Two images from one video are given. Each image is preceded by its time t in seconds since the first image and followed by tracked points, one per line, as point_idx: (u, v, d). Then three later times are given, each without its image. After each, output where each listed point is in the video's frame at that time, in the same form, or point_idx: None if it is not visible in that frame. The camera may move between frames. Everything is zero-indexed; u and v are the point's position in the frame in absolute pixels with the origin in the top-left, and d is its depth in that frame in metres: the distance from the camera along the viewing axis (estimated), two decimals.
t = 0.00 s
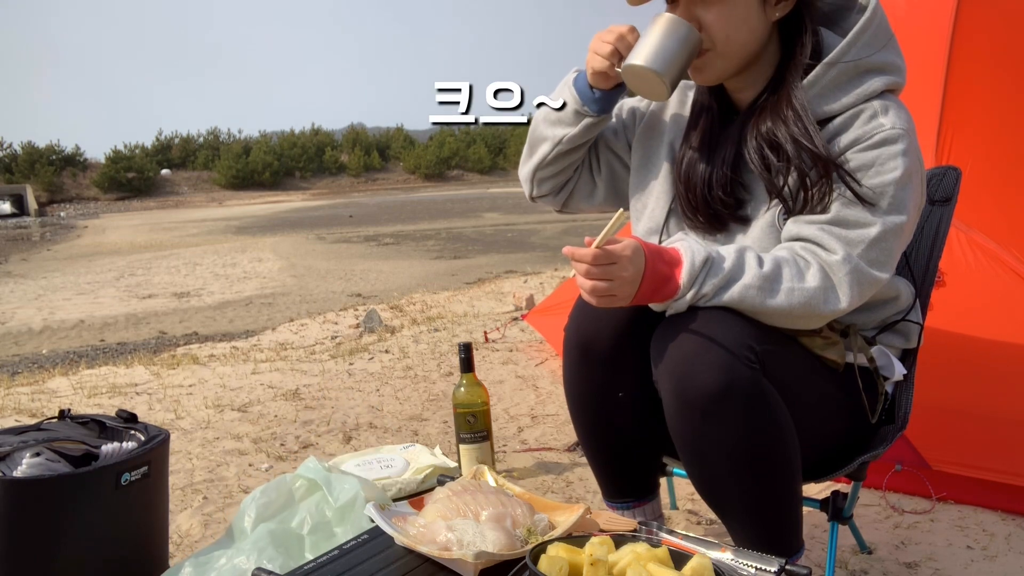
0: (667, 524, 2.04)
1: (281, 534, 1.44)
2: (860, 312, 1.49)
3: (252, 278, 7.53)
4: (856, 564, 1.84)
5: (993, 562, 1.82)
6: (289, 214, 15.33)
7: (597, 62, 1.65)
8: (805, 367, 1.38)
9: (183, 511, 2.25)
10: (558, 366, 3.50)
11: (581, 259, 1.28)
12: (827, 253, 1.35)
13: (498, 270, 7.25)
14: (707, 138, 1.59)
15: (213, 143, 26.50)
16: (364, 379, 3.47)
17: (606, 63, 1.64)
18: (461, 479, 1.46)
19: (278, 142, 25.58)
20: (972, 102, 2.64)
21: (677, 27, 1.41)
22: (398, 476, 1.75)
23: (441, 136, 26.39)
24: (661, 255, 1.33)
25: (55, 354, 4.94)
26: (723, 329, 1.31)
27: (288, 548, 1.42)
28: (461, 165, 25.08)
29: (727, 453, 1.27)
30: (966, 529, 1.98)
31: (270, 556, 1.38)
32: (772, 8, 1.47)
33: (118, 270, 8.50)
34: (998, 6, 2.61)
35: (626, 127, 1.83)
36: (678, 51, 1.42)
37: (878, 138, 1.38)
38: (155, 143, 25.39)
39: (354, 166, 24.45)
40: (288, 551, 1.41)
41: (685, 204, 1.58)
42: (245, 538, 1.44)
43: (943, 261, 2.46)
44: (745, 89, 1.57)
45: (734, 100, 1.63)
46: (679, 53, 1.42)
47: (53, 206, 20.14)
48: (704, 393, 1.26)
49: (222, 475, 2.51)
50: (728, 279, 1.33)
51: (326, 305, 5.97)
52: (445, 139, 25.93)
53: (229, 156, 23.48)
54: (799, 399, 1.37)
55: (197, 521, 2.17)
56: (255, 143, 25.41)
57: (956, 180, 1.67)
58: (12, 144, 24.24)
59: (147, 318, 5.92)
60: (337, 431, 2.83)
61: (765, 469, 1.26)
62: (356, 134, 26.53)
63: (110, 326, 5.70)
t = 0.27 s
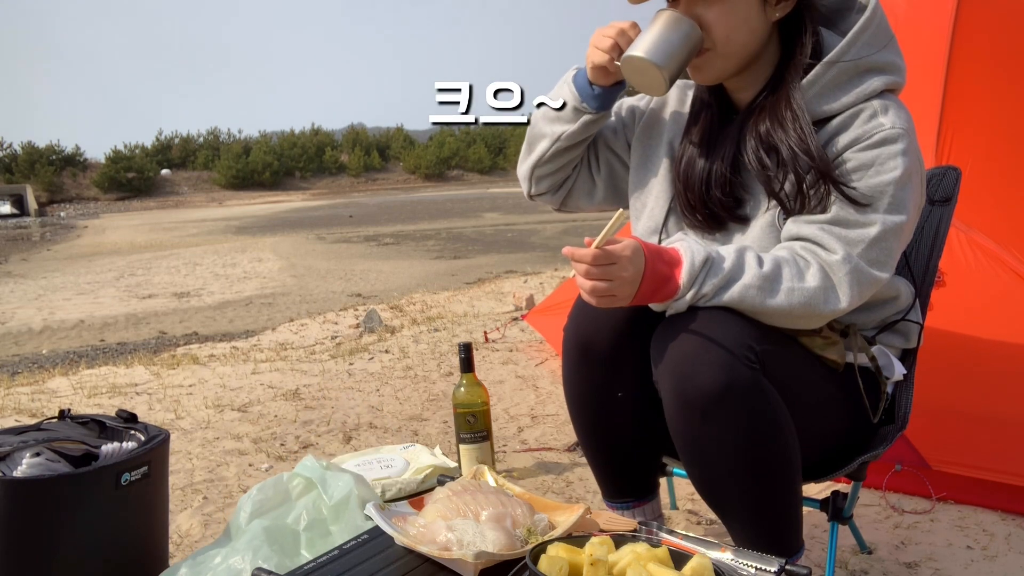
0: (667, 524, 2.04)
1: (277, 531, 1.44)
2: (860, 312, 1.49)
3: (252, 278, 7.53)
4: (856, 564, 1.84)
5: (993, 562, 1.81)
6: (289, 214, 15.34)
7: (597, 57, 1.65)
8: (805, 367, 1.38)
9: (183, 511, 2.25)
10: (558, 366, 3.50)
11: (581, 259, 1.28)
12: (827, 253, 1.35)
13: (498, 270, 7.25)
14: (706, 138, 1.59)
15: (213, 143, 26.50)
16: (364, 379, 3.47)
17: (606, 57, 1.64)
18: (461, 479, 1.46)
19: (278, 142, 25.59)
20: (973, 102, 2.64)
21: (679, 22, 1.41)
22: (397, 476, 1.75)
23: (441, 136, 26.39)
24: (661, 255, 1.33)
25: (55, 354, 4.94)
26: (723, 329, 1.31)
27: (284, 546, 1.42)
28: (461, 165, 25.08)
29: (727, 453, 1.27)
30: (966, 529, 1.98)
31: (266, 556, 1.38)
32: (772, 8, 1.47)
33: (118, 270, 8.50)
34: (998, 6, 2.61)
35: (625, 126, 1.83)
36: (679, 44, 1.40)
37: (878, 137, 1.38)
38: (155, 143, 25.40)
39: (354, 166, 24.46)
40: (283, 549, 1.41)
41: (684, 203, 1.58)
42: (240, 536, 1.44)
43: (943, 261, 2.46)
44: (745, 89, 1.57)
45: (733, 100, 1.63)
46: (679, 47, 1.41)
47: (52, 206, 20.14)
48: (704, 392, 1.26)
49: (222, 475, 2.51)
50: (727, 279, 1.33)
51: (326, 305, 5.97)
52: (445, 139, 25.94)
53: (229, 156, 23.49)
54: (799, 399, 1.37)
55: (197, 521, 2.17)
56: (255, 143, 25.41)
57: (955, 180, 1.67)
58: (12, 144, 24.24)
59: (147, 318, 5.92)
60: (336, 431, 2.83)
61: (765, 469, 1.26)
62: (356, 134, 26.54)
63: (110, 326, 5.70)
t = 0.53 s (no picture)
0: (667, 524, 2.04)
1: (277, 532, 1.44)
2: (860, 312, 1.49)
3: (252, 278, 7.53)
4: (856, 564, 1.84)
5: (993, 562, 1.82)
6: (289, 215, 15.34)
7: (597, 51, 1.65)
8: (804, 367, 1.38)
9: (183, 511, 2.25)
10: (558, 366, 3.50)
11: (581, 259, 1.28)
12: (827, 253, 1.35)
13: (497, 270, 7.25)
14: (706, 138, 1.59)
15: (214, 143, 26.50)
16: (364, 379, 3.47)
17: (606, 52, 1.63)
18: (461, 479, 1.46)
19: (278, 142, 25.60)
20: (973, 102, 2.64)
21: (681, 18, 1.41)
22: (398, 475, 1.75)
23: (441, 136, 26.40)
24: (661, 255, 1.33)
25: (55, 354, 4.94)
26: (722, 329, 1.31)
27: (285, 546, 1.42)
28: (461, 165, 25.09)
29: (728, 453, 1.27)
30: (966, 529, 1.98)
31: (267, 556, 1.38)
32: (773, 9, 1.47)
33: (118, 270, 8.50)
34: (998, 7, 2.61)
35: (624, 125, 1.83)
36: (678, 42, 1.40)
37: (878, 137, 1.38)
38: (155, 143, 25.40)
39: (354, 166, 24.47)
40: (284, 550, 1.41)
41: (684, 203, 1.58)
42: (241, 536, 1.44)
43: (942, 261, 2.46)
44: (745, 88, 1.57)
45: (733, 100, 1.63)
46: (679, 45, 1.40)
47: (52, 206, 20.14)
48: (704, 393, 1.26)
49: (222, 475, 2.51)
50: (727, 278, 1.33)
51: (326, 305, 5.97)
52: (445, 139, 25.95)
53: (229, 156, 23.50)
54: (798, 399, 1.37)
55: (197, 521, 2.17)
56: (255, 143, 25.41)
57: (955, 180, 1.67)
58: (12, 144, 24.24)
59: (147, 318, 5.92)
60: (336, 431, 2.83)
61: (765, 469, 1.26)
62: (356, 134, 26.54)
63: (110, 326, 5.70)
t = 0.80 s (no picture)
0: (667, 524, 2.04)
1: (276, 531, 1.44)
2: (860, 312, 1.49)
3: (252, 278, 7.53)
4: (856, 564, 1.84)
5: (993, 562, 1.82)
6: (289, 214, 15.34)
7: (597, 49, 1.65)
8: (804, 367, 1.38)
9: (183, 511, 2.25)
10: (558, 366, 3.50)
11: (581, 259, 1.28)
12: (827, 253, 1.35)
13: (497, 270, 7.25)
14: (707, 138, 1.59)
15: (213, 143, 26.50)
16: (364, 379, 3.47)
17: (606, 50, 1.63)
18: (461, 479, 1.46)
19: (278, 142, 25.60)
20: (973, 102, 2.64)
21: (682, 18, 1.41)
22: (398, 475, 1.75)
23: (441, 136, 26.40)
24: (661, 255, 1.33)
25: (55, 354, 4.94)
26: (722, 329, 1.31)
27: (284, 546, 1.42)
28: (461, 165, 25.09)
29: (728, 453, 1.27)
30: (966, 529, 1.98)
31: (266, 556, 1.38)
32: (773, 9, 1.47)
33: (118, 270, 8.50)
34: (999, 7, 2.60)
35: (624, 125, 1.83)
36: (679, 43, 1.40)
37: (878, 137, 1.38)
38: (155, 143, 25.40)
39: (354, 166, 24.48)
40: (283, 549, 1.41)
41: (684, 203, 1.58)
42: (240, 535, 1.44)
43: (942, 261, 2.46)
44: (745, 88, 1.57)
45: (733, 100, 1.63)
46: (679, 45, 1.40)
47: (52, 206, 20.14)
48: (704, 393, 1.26)
49: (222, 475, 2.51)
50: (727, 279, 1.33)
51: (326, 305, 5.97)
52: (445, 139, 25.95)
53: (229, 156, 23.50)
54: (798, 399, 1.37)
55: (197, 521, 2.17)
56: (255, 143, 25.42)
57: (956, 180, 1.67)
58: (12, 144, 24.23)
59: (147, 318, 5.92)
60: (336, 431, 2.83)
61: (765, 470, 1.26)
62: (356, 134, 26.54)
63: (110, 326, 5.70)
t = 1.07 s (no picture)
0: (667, 524, 2.04)
1: (277, 532, 1.44)
2: (860, 312, 1.49)
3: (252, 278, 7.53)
4: (856, 564, 1.84)
5: (993, 562, 1.82)
6: (288, 215, 15.34)
7: (597, 48, 1.65)
8: (804, 367, 1.38)
9: (183, 511, 2.25)
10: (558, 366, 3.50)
11: (582, 259, 1.28)
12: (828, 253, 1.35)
13: (498, 270, 7.25)
14: (707, 138, 1.59)
15: (213, 143, 26.50)
16: (364, 379, 3.47)
17: (607, 48, 1.63)
18: (461, 479, 1.46)
19: (278, 142, 25.60)
20: (973, 102, 2.64)
21: (682, 17, 1.41)
22: (398, 476, 1.75)
23: (441, 136, 26.40)
24: (661, 255, 1.33)
25: (55, 354, 4.94)
26: (722, 329, 1.31)
27: (285, 547, 1.42)
28: (461, 165, 25.08)
29: (728, 453, 1.27)
30: (966, 529, 1.98)
31: (267, 556, 1.38)
32: (772, 9, 1.47)
33: (118, 270, 8.50)
34: (999, 7, 2.60)
35: (624, 125, 1.83)
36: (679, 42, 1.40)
37: (878, 138, 1.38)
38: (155, 143, 25.40)
39: (354, 166, 24.49)
40: (285, 550, 1.41)
41: (685, 203, 1.58)
42: (241, 536, 1.44)
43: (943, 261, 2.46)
44: (745, 89, 1.57)
45: (733, 100, 1.63)
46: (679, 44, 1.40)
47: (52, 206, 20.14)
48: (704, 393, 1.26)
49: (222, 475, 2.51)
50: (727, 279, 1.33)
51: (326, 305, 5.97)
52: (445, 139, 25.95)
53: (229, 156, 23.50)
54: (798, 399, 1.37)
55: (197, 521, 2.17)
56: (255, 143, 25.41)
57: (955, 180, 1.67)
58: (12, 144, 24.23)
59: (147, 318, 5.92)
60: (336, 431, 2.83)
61: (765, 470, 1.26)
62: (356, 134, 26.55)
63: (110, 326, 5.70)
